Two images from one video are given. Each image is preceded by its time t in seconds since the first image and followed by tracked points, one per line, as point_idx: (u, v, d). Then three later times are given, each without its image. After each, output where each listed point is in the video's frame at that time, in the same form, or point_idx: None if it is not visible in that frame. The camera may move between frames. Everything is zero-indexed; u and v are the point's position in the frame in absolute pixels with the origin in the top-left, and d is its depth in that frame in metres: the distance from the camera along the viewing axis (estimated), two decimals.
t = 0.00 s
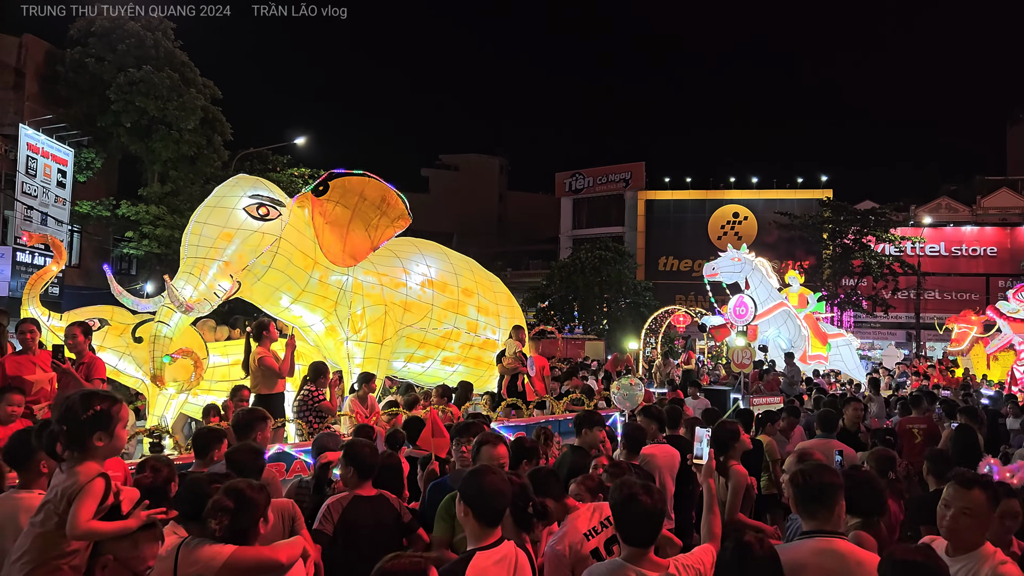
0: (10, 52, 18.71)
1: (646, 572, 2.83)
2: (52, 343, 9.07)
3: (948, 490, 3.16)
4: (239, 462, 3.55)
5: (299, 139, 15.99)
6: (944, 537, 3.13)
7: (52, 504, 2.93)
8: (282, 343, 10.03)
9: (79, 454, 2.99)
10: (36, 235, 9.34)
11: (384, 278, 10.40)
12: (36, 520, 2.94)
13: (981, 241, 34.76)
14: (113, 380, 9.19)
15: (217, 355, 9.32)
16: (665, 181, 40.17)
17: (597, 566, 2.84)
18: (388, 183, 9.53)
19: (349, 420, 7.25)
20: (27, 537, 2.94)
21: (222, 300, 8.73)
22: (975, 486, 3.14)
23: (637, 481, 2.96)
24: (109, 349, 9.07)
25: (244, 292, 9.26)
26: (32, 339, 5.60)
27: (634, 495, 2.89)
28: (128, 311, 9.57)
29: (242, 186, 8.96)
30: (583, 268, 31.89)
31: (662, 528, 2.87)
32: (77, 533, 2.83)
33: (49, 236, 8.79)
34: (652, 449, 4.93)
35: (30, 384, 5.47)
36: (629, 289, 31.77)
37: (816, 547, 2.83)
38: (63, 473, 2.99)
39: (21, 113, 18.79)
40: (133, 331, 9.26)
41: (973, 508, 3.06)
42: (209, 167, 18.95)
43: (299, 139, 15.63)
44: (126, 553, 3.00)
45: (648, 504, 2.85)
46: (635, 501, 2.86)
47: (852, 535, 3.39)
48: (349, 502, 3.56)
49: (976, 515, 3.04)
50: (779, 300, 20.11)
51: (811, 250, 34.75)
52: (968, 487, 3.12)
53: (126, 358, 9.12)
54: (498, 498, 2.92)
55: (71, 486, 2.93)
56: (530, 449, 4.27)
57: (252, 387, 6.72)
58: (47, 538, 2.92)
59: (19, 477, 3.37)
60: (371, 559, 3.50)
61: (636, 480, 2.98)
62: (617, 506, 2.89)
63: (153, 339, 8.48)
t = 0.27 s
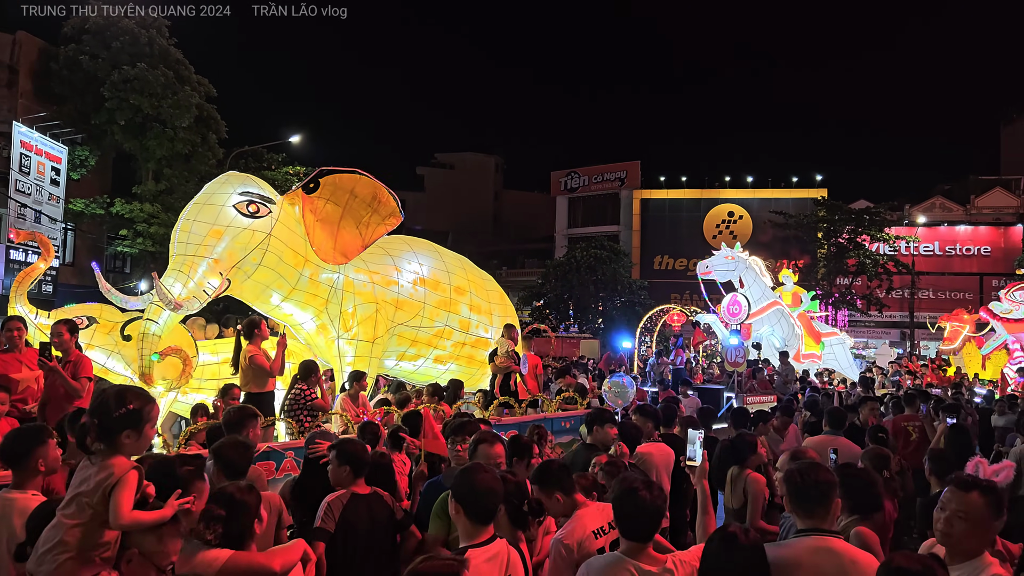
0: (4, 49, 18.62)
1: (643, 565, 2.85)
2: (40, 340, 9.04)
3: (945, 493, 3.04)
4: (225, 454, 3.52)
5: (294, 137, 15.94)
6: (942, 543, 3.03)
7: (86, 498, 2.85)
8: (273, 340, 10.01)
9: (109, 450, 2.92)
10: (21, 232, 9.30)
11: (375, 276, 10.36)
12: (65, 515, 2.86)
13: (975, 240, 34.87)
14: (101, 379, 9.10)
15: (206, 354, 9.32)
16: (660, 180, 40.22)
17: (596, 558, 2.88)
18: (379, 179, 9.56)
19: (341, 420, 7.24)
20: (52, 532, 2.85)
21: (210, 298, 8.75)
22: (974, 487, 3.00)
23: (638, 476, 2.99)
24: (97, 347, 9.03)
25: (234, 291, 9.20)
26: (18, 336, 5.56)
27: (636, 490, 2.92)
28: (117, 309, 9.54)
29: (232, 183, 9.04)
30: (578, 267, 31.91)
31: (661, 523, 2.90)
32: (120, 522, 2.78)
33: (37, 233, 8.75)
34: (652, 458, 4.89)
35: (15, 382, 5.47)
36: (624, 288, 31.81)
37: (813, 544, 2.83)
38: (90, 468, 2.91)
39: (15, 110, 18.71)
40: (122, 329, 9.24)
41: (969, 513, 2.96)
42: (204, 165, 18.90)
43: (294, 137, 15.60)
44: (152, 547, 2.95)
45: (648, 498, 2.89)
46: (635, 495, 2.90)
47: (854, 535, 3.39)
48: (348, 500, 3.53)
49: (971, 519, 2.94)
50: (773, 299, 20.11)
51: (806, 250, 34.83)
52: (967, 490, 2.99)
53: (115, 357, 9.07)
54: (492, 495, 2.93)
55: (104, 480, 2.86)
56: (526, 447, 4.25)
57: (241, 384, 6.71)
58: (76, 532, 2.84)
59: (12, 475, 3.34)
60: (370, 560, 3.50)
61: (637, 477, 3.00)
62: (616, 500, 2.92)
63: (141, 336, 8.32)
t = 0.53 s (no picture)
0: None
1: (646, 560, 2.87)
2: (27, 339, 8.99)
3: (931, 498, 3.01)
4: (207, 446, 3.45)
5: (287, 135, 15.92)
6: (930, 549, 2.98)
7: (119, 497, 2.77)
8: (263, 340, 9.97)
9: (139, 450, 2.87)
10: (10, 229, 9.23)
11: (366, 275, 10.39)
12: (94, 514, 2.77)
13: (967, 240, 35.01)
14: (89, 378, 9.07)
15: (195, 352, 9.32)
16: (654, 179, 40.27)
17: (599, 553, 2.89)
18: (370, 177, 9.48)
19: (331, 418, 7.23)
20: (82, 531, 2.76)
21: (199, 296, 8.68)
22: (959, 490, 2.96)
23: (641, 473, 3.00)
24: (85, 345, 8.98)
25: (223, 289, 9.15)
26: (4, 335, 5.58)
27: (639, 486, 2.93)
28: (105, 307, 9.51)
29: (222, 180, 9.04)
30: (572, 266, 31.89)
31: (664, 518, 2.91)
32: (165, 519, 2.71)
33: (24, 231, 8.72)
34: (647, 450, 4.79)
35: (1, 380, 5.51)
36: (619, 287, 31.85)
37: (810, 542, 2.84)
38: (120, 468, 2.84)
39: (7, 108, 18.63)
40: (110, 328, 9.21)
41: (957, 518, 2.90)
42: (197, 163, 18.85)
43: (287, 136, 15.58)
44: (179, 548, 2.74)
45: (652, 494, 2.90)
46: (637, 492, 2.90)
47: (851, 534, 3.39)
48: (350, 500, 3.54)
49: (957, 523, 2.89)
50: (766, 298, 20.14)
51: (799, 249, 34.91)
52: (954, 492, 2.95)
53: (103, 355, 9.04)
54: (485, 493, 2.93)
55: (137, 478, 2.80)
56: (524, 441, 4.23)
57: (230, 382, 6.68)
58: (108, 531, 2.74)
59: None
60: (363, 559, 3.50)
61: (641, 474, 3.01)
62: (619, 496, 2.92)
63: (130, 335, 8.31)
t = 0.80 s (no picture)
0: None
1: (641, 554, 2.88)
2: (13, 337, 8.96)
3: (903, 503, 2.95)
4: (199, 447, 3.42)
5: (280, 134, 15.89)
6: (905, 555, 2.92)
7: (155, 499, 2.75)
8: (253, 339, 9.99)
9: (172, 452, 2.84)
10: None
11: (356, 273, 10.37)
12: (130, 516, 2.74)
13: (959, 240, 35.14)
14: (76, 377, 9.06)
15: (184, 351, 9.30)
16: (648, 179, 40.33)
17: (597, 548, 2.89)
18: (360, 175, 9.45)
19: (321, 416, 7.20)
20: (118, 533, 2.73)
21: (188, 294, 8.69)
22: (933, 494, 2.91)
23: (634, 469, 2.98)
24: (71, 344, 8.96)
25: (212, 287, 9.19)
26: None
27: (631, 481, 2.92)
28: (92, 306, 9.48)
29: (211, 178, 8.96)
30: (565, 265, 31.89)
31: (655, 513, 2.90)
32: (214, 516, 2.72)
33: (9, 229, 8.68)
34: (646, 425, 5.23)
35: None
36: (612, 286, 31.87)
37: (801, 541, 2.86)
38: (155, 470, 2.81)
39: None
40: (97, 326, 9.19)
41: (929, 522, 2.85)
42: (190, 162, 18.80)
43: (280, 134, 15.54)
44: (217, 549, 2.76)
45: (644, 490, 2.88)
46: (631, 488, 2.89)
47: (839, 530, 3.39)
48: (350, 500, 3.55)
49: (929, 529, 2.84)
50: (758, 297, 20.16)
51: (792, 248, 34.99)
52: (925, 497, 2.89)
53: (90, 354, 9.04)
54: (474, 490, 2.94)
55: (171, 479, 2.77)
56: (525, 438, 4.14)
57: (218, 382, 6.63)
58: (145, 533, 2.72)
59: None
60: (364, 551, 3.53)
61: (632, 470, 2.99)
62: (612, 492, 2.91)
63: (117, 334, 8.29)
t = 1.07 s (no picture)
0: None
1: (630, 551, 2.87)
2: None
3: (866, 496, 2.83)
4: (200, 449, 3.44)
5: (272, 132, 15.84)
6: (867, 551, 2.77)
7: (197, 494, 2.80)
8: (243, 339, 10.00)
9: (209, 448, 2.90)
10: None
11: (346, 272, 10.34)
12: (175, 511, 2.79)
13: (949, 239, 35.32)
14: (62, 377, 9.00)
15: (171, 350, 9.25)
16: (640, 178, 40.38)
17: (586, 548, 2.85)
18: (350, 174, 9.38)
19: (309, 416, 7.16)
20: (162, 529, 2.77)
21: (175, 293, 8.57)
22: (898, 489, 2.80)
23: (620, 468, 3.01)
24: (57, 343, 8.90)
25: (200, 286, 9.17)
26: None
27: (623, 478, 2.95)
28: (78, 305, 9.41)
29: (198, 176, 8.89)
30: (558, 264, 31.85)
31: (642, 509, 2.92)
32: (263, 505, 2.76)
33: None
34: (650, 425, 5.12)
35: None
36: (605, 285, 31.88)
37: (789, 535, 2.92)
38: (195, 467, 2.86)
39: None
40: (83, 326, 9.13)
41: (895, 517, 2.72)
42: (181, 161, 18.73)
43: (271, 132, 15.49)
44: (256, 547, 2.82)
45: (632, 487, 2.90)
46: (620, 485, 2.90)
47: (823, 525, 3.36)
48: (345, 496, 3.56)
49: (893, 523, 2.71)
50: (748, 296, 20.21)
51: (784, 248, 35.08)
52: (890, 491, 2.78)
53: (76, 353, 8.98)
54: (461, 488, 2.94)
55: (214, 473, 2.83)
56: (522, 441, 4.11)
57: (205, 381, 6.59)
58: (190, 528, 2.76)
59: None
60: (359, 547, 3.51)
61: (616, 468, 3.02)
62: (601, 489, 2.92)
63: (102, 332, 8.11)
